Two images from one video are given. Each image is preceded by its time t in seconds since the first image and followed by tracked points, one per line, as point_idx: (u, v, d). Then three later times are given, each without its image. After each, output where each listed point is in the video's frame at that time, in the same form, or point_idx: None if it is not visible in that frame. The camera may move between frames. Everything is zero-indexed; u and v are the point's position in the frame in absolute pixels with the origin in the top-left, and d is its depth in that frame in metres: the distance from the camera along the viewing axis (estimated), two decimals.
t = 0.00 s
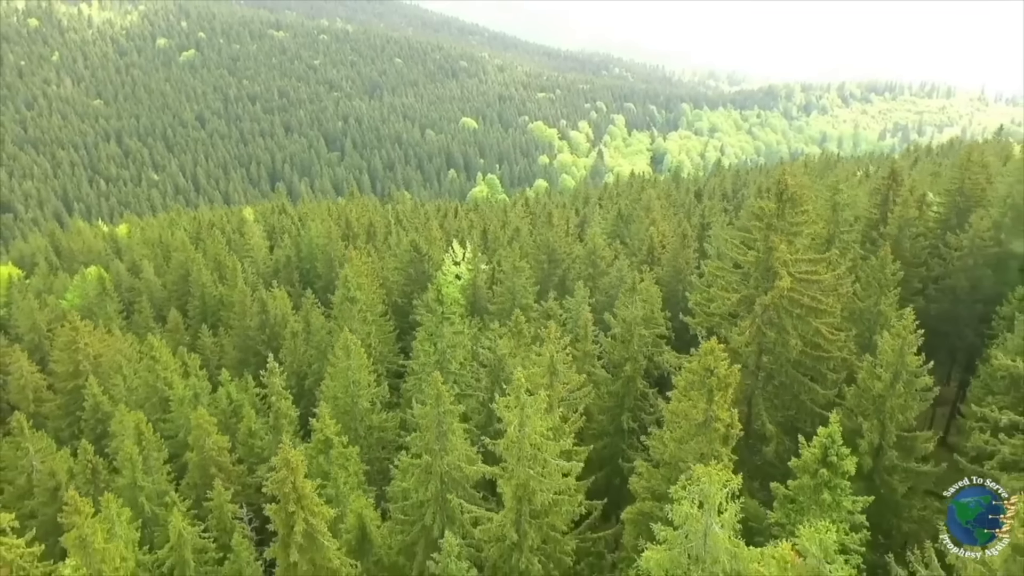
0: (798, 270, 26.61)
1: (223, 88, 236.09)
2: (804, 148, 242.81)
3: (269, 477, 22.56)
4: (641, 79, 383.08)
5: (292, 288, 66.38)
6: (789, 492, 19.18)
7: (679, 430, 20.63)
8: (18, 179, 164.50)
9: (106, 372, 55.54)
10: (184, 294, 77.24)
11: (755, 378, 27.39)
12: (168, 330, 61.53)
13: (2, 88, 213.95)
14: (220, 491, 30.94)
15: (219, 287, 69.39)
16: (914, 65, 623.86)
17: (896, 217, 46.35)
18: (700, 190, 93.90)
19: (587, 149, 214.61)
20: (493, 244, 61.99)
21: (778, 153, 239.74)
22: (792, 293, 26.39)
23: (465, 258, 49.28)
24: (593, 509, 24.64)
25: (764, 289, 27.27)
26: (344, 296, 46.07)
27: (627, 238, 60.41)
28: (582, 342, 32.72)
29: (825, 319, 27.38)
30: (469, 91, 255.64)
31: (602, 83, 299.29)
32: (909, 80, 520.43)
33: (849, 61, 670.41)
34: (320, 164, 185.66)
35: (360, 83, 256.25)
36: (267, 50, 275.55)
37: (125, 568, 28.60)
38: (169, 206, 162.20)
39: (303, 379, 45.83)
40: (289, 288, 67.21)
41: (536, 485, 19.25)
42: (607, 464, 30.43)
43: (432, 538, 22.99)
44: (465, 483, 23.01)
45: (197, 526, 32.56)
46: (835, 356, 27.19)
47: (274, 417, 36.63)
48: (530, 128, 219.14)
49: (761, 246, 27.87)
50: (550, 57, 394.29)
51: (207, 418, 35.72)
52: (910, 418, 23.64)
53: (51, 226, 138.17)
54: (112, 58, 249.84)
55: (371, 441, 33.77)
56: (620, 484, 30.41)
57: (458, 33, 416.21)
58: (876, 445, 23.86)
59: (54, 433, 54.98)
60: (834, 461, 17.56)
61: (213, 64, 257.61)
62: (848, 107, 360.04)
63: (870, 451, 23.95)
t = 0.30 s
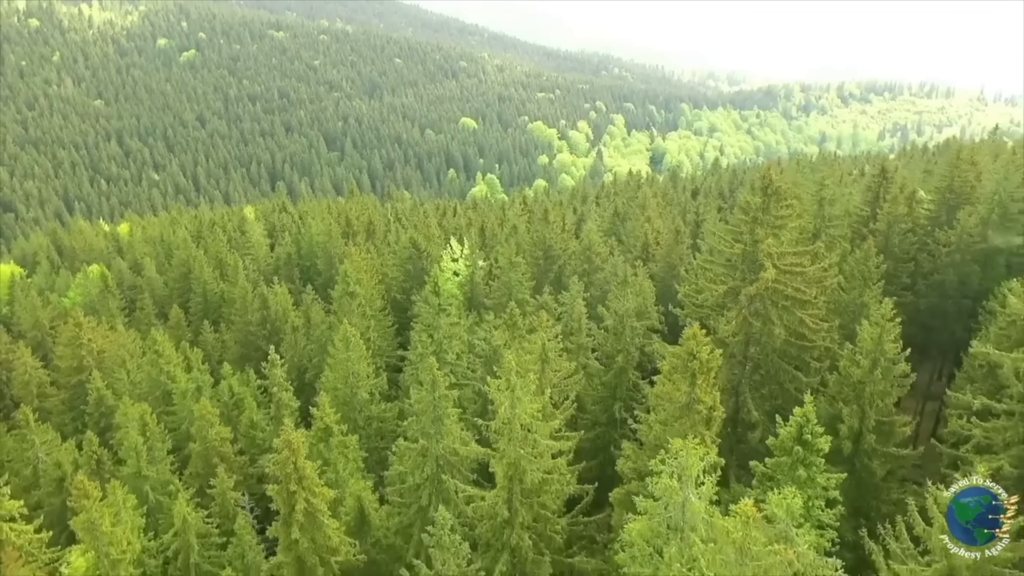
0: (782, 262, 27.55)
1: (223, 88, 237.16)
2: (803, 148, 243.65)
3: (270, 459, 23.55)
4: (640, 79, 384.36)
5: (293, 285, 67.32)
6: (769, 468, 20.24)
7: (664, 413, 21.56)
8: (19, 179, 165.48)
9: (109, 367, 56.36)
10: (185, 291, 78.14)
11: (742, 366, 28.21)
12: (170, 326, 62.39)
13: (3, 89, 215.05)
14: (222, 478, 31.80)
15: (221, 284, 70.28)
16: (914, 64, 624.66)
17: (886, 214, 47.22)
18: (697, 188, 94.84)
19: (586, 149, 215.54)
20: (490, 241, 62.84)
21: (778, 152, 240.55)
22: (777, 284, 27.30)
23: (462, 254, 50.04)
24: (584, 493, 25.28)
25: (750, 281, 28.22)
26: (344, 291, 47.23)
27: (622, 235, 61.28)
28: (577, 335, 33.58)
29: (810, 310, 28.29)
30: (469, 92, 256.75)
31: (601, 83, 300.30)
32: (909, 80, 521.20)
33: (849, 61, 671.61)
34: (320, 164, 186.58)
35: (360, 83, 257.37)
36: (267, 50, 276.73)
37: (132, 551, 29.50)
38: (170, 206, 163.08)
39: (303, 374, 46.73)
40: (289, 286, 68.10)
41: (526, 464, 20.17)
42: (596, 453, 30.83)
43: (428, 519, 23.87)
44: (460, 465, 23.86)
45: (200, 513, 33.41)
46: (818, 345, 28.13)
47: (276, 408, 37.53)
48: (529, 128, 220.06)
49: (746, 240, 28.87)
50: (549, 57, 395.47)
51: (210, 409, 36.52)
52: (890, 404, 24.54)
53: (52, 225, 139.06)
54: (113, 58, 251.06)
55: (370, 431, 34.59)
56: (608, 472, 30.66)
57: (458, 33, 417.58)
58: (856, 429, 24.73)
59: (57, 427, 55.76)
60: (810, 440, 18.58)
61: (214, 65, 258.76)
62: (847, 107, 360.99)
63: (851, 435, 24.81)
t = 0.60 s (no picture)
0: (768, 253, 28.50)
1: (223, 88, 238.02)
2: (802, 148, 244.37)
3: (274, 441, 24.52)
4: (640, 79, 385.31)
5: (294, 281, 68.39)
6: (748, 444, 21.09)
7: (650, 395, 22.51)
8: (21, 178, 166.38)
9: (112, 361, 57.22)
10: (187, 288, 79.02)
11: (730, 355, 29.08)
12: (173, 322, 63.27)
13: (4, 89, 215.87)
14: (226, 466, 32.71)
15: (223, 280, 71.17)
16: (914, 64, 624.80)
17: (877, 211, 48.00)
18: (694, 187, 95.70)
19: (586, 149, 216.34)
20: (489, 238, 63.74)
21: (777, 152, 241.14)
22: (763, 275, 28.23)
23: (461, 250, 50.90)
24: (577, 476, 26.11)
25: (736, 272, 29.19)
26: (345, 285, 48.24)
27: (619, 232, 62.23)
28: (571, 329, 34.51)
29: (796, 301, 29.14)
30: (469, 91, 257.67)
31: (601, 83, 300.98)
32: (909, 80, 521.75)
33: (849, 61, 671.93)
34: (320, 163, 187.37)
35: (360, 83, 258.27)
36: (267, 50, 277.56)
37: (139, 534, 30.50)
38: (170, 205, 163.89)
39: (304, 366, 47.69)
40: (291, 282, 69.24)
41: (518, 444, 21.12)
42: (588, 443, 31.38)
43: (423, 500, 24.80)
44: (456, 448, 24.77)
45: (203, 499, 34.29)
46: (804, 335, 29.06)
47: (279, 399, 38.48)
48: (529, 128, 220.72)
49: (734, 233, 29.80)
50: (549, 57, 396.12)
51: (213, 400, 37.34)
52: (870, 390, 25.44)
53: (54, 224, 139.95)
54: (113, 58, 252.15)
55: (369, 420, 35.46)
56: (598, 460, 31.43)
57: (458, 33, 418.30)
58: (838, 414, 25.61)
59: (61, 421, 56.68)
60: (787, 419, 19.47)
61: (214, 64, 259.62)
62: (846, 107, 361.65)
63: (833, 420, 25.70)
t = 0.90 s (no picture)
0: (756, 247, 29.42)
1: (224, 88, 238.84)
2: (801, 147, 245.13)
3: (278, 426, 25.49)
4: (640, 79, 385.96)
5: (294, 278, 69.34)
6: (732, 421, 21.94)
7: (637, 379, 23.45)
8: (22, 178, 167.18)
9: (116, 356, 57.90)
10: (188, 285, 79.67)
11: (720, 344, 29.99)
12: (174, 317, 64.01)
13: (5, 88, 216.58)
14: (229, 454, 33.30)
15: (224, 277, 72.04)
16: (914, 64, 624.86)
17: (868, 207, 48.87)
18: (692, 185, 96.46)
19: (585, 149, 217.17)
20: (487, 235, 64.63)
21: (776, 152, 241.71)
22: (750, 267, 29.17)
23: (459, 247, 51.61)
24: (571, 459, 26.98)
25: (725, 265, 30.08)
26: (345, 280, 49.16)
27: (615, 228, 63.14)
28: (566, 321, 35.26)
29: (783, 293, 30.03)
30: (468, 91, 258.51)
31: (601, 83, 301.97)
32: (909, 80, 522.19)
33: (849, 61, 672.98)
34: (320, 163, 188.19)
35: (360, 83, 259.15)
36: (267, 50, 278.46)
37: (146, 518, 31.19)
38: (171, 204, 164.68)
39: (305, 359, 48.67)
40: (291, 279, 70.13)
41: (510, 425, 22.03)
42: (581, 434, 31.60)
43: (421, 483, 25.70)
44: (453, 431, 25.73)
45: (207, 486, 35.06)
46: (791, 325, 29.94)
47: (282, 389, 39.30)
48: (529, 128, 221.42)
49: (722, 227, 30.75)
50: (549, 57, 397.02)
51: (216, 391, 38.21)
52: (852, 376, 26.35)
53: (56, 223, 140.80)
54: (114, 58, 253.09)
55: (369, 409, 36.33)
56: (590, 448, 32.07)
57: (458, 33, 419.10)
58: (821, 399, 26.48)
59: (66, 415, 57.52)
60: (766, 400, 20.30)
61: (214, 64, 260.49)
62: (846, 107, 362.16)
63: (817, 406, 26.55)
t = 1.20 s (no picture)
0: (743, 239, 30.30)
1: (224, 88, 239.69)
2: (800, 147, 245.74)
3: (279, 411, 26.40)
4: (640, 79, 386.56)
5: (295, 274, 70.44)
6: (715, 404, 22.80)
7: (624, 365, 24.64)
8: (23, 177, 168.07)
9: (120, 351, 58.92)
10: (189, 282, 80.48)
11: (708, 334, 30.90)
12: (176, 313, 64.92)
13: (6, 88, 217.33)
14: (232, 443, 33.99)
15: (226, 274, 73.00)
16: (914, 64, 624.82)
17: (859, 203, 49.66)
18: (689, 184, 97.27)
19: (585, 149, 218.00)
20: (485, 231, 65.58)
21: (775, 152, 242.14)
22: (738, 260, 30.05)
23: (457, 244, 52.42)
24: (564, 445, 27.83)
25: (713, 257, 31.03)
26: (344, 275, 50.19)
27: (611, 225, 64.11)
28: (561, 313, 35.96)
29: (769, 284, 30.97)
30: (468, 91, 259.41)
31: (600, 83, 302.70)
32: (909, 81, 522.55)
33: (849, 61, 673.85)
34: (320, 162, 188.94)
35: (360, 83, 260.07)
36: (267, 50, 279.38)
37: (151, 504, 31.77)
38: (172, 203, 165.52)
39: (306, 353, 49.59)
40: (292, 275, 71.15)
41: (502, 408, 22.95)
42: (573, 423, 32.43)
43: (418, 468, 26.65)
44: (449, 416, 26.62)
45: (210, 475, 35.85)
46: (777, 315, 30.84)
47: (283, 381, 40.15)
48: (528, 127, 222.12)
49: (711, 221, 31.64)
50: (548, 57, 397.60)
51: (218, 383, 39.29)
52: (834, 365, 27.26)
53: (58, 223, 141.74)
54: (114, 58, 254.04)
55: (368, 399, 37.16)
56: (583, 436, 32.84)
57: (458, 33, 420.08)
58: (805, 386, 27.35)
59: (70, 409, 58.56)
60: (748, 383, 21.04)
61: (215, 64, 261.46)
62: (845, 107, 362.51)
63: (801, 392, 27.44)
